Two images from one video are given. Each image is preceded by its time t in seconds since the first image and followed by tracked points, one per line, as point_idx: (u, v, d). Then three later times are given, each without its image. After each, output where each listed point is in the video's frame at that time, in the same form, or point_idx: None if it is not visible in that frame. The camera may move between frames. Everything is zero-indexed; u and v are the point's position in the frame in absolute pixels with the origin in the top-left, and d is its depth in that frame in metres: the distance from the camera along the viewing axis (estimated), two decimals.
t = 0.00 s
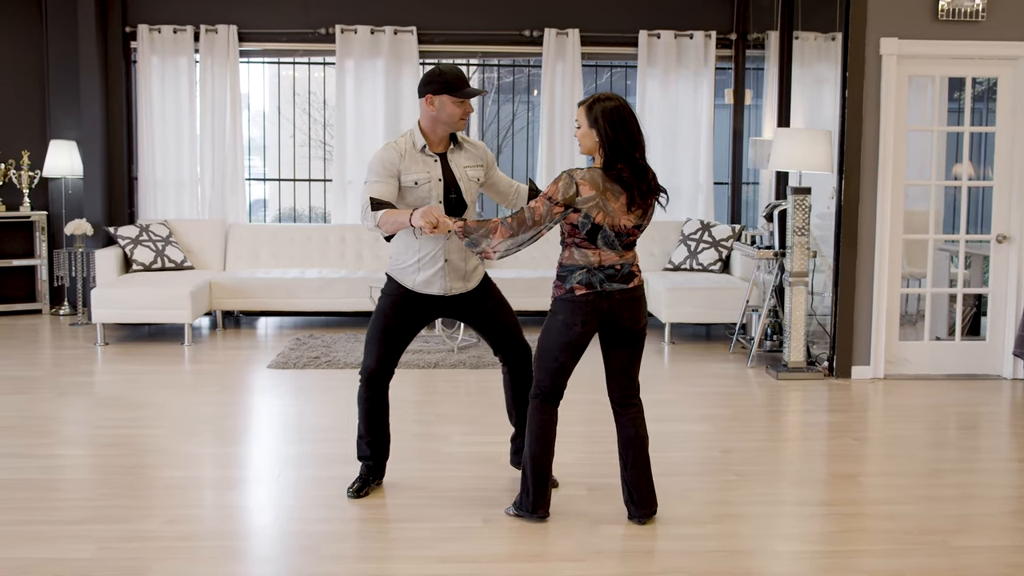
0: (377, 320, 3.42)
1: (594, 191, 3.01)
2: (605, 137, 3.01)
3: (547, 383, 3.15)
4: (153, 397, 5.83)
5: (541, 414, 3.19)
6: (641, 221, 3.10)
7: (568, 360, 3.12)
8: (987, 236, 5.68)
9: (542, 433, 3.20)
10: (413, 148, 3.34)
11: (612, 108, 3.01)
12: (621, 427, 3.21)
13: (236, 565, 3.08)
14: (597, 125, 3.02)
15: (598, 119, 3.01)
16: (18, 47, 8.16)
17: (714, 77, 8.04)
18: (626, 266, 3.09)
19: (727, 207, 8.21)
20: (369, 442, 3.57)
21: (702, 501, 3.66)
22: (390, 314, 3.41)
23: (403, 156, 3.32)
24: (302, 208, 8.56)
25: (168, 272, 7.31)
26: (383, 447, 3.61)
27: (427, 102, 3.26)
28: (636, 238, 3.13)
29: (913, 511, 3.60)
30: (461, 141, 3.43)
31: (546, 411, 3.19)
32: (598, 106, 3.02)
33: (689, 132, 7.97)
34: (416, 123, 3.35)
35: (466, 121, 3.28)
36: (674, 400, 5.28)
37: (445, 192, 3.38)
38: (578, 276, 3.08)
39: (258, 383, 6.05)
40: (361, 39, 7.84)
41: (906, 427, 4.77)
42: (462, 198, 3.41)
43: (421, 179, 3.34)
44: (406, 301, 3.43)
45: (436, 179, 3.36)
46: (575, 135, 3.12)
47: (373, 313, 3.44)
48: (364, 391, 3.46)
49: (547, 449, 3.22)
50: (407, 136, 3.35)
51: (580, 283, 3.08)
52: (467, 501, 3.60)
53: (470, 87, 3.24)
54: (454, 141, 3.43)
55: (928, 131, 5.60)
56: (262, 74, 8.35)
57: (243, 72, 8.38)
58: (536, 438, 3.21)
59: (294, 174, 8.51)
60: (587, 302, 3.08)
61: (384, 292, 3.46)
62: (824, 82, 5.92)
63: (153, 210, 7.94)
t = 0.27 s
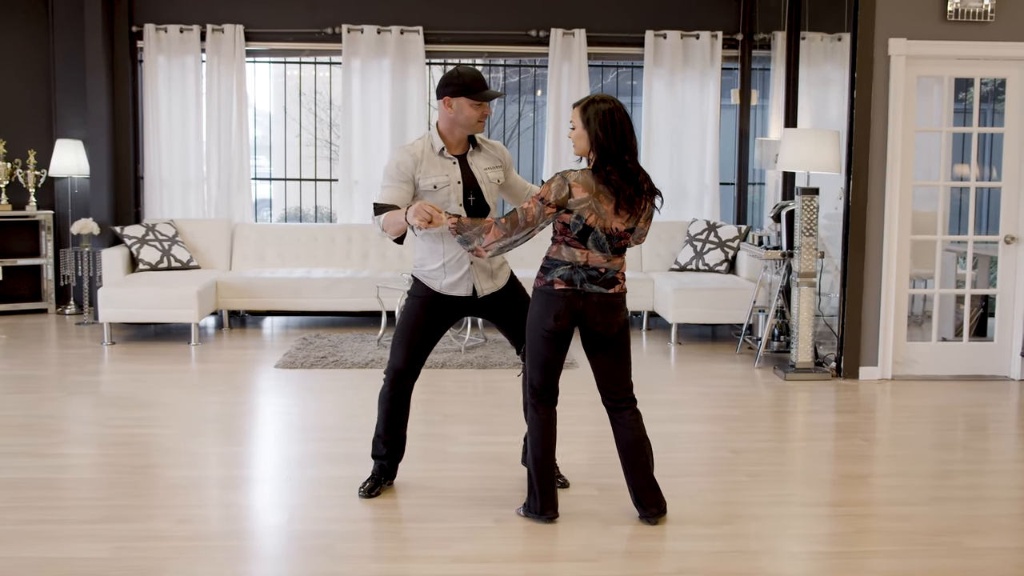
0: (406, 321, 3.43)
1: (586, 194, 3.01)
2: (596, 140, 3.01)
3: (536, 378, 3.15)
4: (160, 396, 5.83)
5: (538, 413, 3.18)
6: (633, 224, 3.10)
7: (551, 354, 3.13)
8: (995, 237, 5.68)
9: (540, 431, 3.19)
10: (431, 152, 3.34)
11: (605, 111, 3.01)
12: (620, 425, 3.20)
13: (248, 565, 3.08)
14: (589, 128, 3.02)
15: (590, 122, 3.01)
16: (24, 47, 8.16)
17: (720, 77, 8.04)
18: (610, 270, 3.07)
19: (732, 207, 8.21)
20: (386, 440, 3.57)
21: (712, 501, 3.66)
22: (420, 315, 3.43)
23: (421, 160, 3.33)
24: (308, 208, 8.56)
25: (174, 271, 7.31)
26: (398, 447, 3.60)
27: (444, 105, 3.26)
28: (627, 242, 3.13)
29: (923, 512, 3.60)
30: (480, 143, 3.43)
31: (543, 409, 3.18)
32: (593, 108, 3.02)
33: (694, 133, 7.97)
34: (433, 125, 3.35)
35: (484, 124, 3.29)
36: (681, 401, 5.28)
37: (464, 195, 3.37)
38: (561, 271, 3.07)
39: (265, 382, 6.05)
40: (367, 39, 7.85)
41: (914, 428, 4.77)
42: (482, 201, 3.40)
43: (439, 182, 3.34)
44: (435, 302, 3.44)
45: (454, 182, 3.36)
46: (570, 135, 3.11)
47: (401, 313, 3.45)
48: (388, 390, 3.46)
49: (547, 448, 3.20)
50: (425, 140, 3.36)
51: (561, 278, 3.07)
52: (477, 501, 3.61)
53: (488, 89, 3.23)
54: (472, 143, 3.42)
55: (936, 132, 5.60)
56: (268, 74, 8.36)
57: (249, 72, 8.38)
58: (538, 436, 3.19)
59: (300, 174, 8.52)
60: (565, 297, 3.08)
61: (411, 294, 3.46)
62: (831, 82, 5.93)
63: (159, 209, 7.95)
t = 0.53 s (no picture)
0: (420, 322, 3.45)
1: (589, 196, 3.02)
2: (599, 141, 3.01)
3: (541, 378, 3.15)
4: (167, 396, 5.84)
5: (545, 413, 3.18)
6: (637, 226, 3.11)
7: (553, 352, 3.13)
8: (1002, 236, 5.68)
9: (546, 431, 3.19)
10: (441, 153, 3.34)
11: (609, 113, 3.01)
12: (624, 424, 3.20)
13: (261, 564, 3.09)
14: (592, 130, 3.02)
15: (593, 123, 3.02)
16: (30, 47, 8.18)
17: (726, 77, 8.04)
18: (607, 269, 3.07)
19: (738, 208, 8.21)
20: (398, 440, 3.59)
21: (721, 501, 3.66)
22: (433, 316, 3.44)
23: (430, 161, 3.34)
24: (314, 208, 8.57)
25: (180, 271, 7.32)
26: (410, 447, 3.63)
27: (452, 106, 3.26)
28: (630, 244, 3.13)
29: (932, 511, 3.60)
30: (489, 144, 3.43)
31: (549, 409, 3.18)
32: (597, 110, 3.03)
33: (700, 133, 7.97)
34: (443, 127, 3.35)
35: (492, 124, 3.28)
36: (688, 400, 5.28)
37: (475, 195, 3.38)
38: (556, 267, 3.09)
39: (271, 382, 6.06)
40: (373, 39, 7.86)
41: (921, 428, 4.77)
42: (492, 200, 3.41)
43: (450, 183, 3.35)
44: (448, 304, 3.45)
45: (465, 182, 3.36)
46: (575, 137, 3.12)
47: (416, 314, 3.47)
48: (401, 390, 3.49)
49: (552, 449, 3.20)
50: (434, 141, 3.36)
51: (556, 274, 3.09)
52: (487, 500, 3.61)
53: (496, 89, 3.24)
54: (482, 143, 3.43)
55: (943, 132, 5.60)
56: (273, 75, 8.37)
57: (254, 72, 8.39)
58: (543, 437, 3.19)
59: (305, 174, 8.53)
60: (559, 293, 3.09)
61: (425, 295, 3.47)
62: (837, 82, 5.93)
63: (165, 209, 7.96)
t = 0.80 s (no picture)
0: (404, 322, 3.45)
1: (605, 196, 3.03)
2: (610, 142, 3.02)
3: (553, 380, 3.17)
4: (170, 397, 5.85)
5: (554, 415, 3.21)
6: (654, 224, 3.12)
7: (566, 353, 3.14)
8: (1003, 235, 5.68)
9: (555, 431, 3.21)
10: (432, 153, 3.35)
11: (620, 113, 3.02)
12: (629, 427, 3.20)
13: (264, 565, 3.09)
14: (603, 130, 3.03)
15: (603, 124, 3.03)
16: (33, 49, 8.20)
17: (727, 77, 8.04)
18: (624, 272, 3.08)
19: (740, 207, 8.22)
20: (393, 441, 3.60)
21: (724, 500, 3.67)
22: (417, 316, 3.44)
23: (421, 161, 3.33)
24: (316, 208, 8.58)
25: (183, 272, 7.33)
26: (408, 447, 3.64)
27: (443, 106, 3.27)
28: (647, 243, 3.13)
29: (934, 511, 3.60)
30: (480, 144, 3.44)
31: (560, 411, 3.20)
32: (609, 110, 3.03)
33: (701, 133, 7.98)
34: (434, 127, 3.36)
35: (483, 124, 3.30)
36: (690, 400, 5.29)
37: (466, 196, 3.39)
38: (573, 269, 3.09)
39: (274, 383, 6.07)
40: (374, 40, 7.87)
41: (923, 427, 4.78)
42: (482, 201, 3.42)
43: (441, 183, 3.35)
44: (432, 303, 3.44)
45: (455, 183, 3.37)
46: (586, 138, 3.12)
47: (401, 314, 3.46)
48: (388, 390, 3.49)
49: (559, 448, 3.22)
50: (425, 141, 3.37)
51: (573, 275, 3.09)
52: (489, 500, 3.62)
53: (487, 89, 3.25)
54: (473, 143, 3.43)
55: (945, 131, 5.60)
56: (275, 75, 8.37)
57: (256, 73, 8.40)
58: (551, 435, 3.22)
59: (307, 175, 8.54)
60: (576, 295, 3.10)
61: (410, 295, 3.47)
62: (838, 82, 5.94)
63: (167, 210, 7.97)
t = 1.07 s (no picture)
0: (376, 324, 3.45)
1: (620, 194, 3.04)
2: (628, 139, 3.02)
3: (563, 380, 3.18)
4: (170, 398, 5.86)
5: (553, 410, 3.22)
6: (672, 218, 3.13)
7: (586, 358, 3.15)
8: (1001, 234, 5.69)
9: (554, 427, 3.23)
10: (408, 151, 3.35)
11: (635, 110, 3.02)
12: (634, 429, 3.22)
13: (264, 565, 3.11)
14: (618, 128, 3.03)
15: (619, 122, 3.03)
16: (32, 51, 8.21)
17: (726, 77, 8.05)
18: (651, 271, 3.09)
19: (739, 207, 8.22)
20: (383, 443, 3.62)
21: (722, 499, 3.68)
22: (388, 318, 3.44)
23: (397, 157, 3.33)
24: (315, 209, 8.59)
25: (182, 273, 7.34)
26: (399, 449, 3.65)
27: (422, 105, 3.28)
28: (668, 238, 3.15)
29: (932, 509, 3.61)
30: (457, 143, 3.44)
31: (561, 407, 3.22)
32: (624, 108, 3.03)
33: (700, 132, 7.99)
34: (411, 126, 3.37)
35: (462, 124, 3.30)
36: (688, 400, 5.30)
37: (439, 195, 3.38)
38: (602, 274, 3.10)
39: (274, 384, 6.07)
40: (373, 40, 7.88)
41: (922, 426, 4.79)
42: (455, 200, 3.42)
43: (414, 181, 3.34)
44: (402, 304, 3.45)
45: (429, 181, 3.36)
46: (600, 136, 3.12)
47: (371, 318, 3.46)
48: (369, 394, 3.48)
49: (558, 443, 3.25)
50: (402, 139, 3.37)
51: (603, 281, 3.10)
52: (487, 500, 3.63)
53: (466, 89, 3.26)
54: (449, 143, 3.44)
55: (943, 131, 5.61)
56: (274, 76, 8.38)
57: (255, 74, 8.41)
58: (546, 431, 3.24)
59: (306, 176, 8.55)
60: (607, 301, 3.10)
61: (381, 297, 3.48)
62: (836, 82, 5.95)
63: (166, 212, 7.98)
